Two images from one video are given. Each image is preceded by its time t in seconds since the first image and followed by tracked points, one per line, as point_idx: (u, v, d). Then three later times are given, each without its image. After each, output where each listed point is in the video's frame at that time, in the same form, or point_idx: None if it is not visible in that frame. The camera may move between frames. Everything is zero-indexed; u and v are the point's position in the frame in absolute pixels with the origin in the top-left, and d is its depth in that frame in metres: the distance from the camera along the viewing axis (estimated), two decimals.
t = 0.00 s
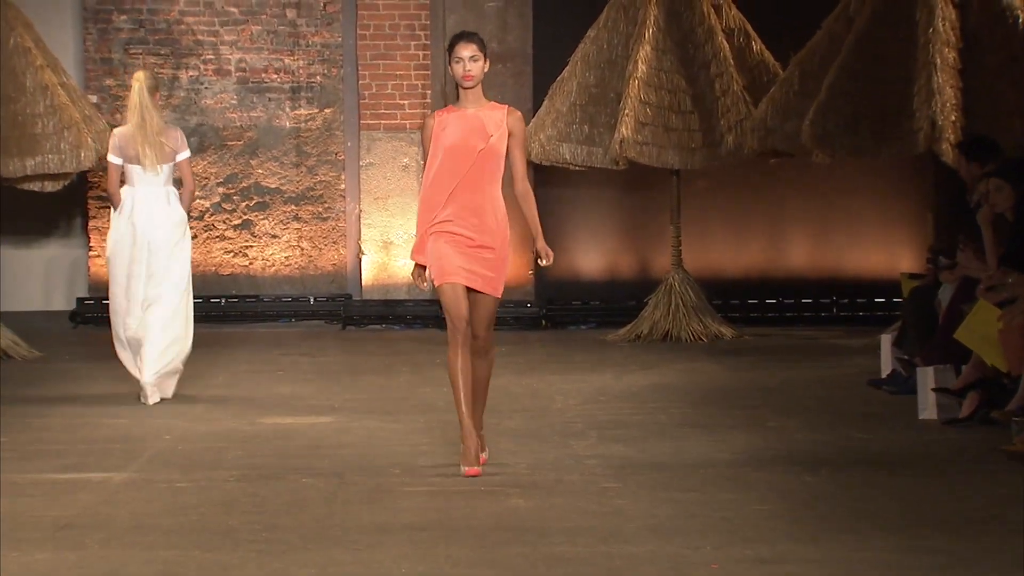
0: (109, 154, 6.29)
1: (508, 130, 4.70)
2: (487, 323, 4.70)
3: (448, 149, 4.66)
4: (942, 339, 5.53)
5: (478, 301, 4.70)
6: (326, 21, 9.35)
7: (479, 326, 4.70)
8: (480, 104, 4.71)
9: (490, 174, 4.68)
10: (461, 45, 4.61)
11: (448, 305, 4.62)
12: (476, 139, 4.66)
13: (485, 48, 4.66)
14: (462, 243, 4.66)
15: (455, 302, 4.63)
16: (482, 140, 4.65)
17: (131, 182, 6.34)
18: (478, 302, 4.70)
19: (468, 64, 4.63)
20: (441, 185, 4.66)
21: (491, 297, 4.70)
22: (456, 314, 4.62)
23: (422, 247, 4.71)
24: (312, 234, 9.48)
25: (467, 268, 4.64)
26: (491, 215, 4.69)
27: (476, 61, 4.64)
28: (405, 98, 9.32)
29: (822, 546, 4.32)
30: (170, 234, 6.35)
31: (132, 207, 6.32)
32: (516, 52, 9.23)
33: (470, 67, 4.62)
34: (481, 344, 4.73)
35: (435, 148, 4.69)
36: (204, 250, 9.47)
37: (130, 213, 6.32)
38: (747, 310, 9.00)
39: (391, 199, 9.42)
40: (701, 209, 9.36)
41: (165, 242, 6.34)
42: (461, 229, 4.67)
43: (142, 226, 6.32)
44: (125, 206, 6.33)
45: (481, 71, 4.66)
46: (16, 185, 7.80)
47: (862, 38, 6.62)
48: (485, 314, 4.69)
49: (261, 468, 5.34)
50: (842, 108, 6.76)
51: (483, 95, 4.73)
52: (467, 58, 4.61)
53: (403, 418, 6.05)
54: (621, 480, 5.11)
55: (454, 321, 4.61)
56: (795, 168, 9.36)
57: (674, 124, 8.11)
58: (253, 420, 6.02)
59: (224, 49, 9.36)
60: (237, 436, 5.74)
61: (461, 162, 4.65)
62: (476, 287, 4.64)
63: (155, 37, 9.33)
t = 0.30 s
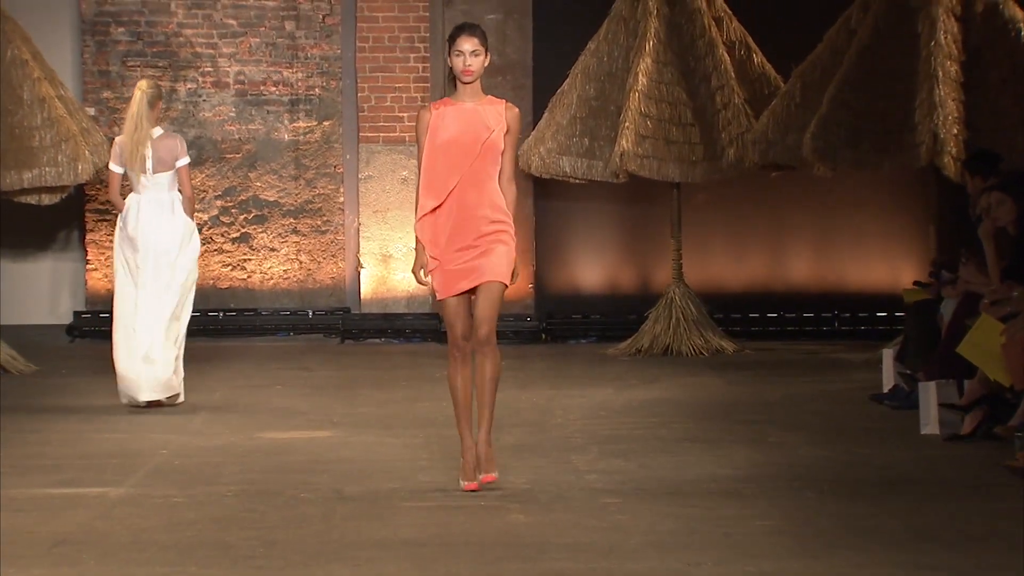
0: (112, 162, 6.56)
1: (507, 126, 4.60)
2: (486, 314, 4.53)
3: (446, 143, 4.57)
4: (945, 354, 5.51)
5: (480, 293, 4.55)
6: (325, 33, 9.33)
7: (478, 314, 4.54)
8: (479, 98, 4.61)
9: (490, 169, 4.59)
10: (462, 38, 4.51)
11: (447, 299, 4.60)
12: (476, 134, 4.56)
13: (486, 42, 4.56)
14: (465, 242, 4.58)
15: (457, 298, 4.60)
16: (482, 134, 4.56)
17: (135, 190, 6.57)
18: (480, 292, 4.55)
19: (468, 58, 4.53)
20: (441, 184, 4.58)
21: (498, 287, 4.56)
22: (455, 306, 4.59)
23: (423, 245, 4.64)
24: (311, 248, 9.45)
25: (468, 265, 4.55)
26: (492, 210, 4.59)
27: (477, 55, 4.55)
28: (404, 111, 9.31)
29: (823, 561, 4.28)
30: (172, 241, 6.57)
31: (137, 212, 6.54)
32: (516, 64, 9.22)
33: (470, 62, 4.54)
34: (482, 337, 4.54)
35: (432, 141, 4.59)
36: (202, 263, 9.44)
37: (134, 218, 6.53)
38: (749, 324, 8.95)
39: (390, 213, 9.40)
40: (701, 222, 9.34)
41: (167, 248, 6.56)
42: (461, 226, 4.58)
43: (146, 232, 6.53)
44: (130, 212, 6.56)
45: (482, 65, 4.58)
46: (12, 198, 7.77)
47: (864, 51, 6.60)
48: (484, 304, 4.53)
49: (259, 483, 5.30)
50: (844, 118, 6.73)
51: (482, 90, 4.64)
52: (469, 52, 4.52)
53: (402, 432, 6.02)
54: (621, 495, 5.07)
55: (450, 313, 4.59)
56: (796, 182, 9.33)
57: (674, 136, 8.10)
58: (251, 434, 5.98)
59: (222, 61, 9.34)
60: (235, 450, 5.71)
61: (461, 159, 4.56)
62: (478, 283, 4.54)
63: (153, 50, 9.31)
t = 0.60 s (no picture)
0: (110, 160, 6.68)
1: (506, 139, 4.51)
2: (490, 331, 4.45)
3: (443, 156, 4.49)
4: (948, 355, 5.47)
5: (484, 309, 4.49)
6: (323, 32, 9.29)
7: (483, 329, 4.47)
8: (478, 107, 4.51)
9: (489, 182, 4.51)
10: (466, 42, 4.43)
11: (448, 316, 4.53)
12: (474, 145, 4.48)
13: (491, 47, 4.48)
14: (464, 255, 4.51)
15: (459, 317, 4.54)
16: (479, 147, 4.47)
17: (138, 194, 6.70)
18: (482, 307, 4.49)
19: (471, 63, 4.44)
20: (439, 196, 4.50)
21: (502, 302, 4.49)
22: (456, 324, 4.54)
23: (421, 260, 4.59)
24: (309, 248, 9.40)
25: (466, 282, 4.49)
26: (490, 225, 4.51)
27: (480, 61, 4.46)
28: (403, 110, 9.29)
29: (826, 564, 4.24)
30: (178, 242, 6.72)
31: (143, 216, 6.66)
32: (515, 62, 9.18)
33: (473, 66, 4.44)
34: (486, 354, 4.47)
35: (429, 152, 4.51)
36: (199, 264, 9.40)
37: (139, 223, 6.66)
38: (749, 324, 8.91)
39: (388, 213, 9.38)
40: (700, 222, 9.30)
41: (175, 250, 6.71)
42: (459, 239, 4.52)
43: (153, 235, 6.67)
44: (136, 216, 6.68)
45: (485, 70, 4.48)
46: (7, 198, 7.75)
47: (865, 50, 6.57)
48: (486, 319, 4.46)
49: (256, 485, 5.26)
50: (846, 117, 6.69)
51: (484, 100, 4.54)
52: (472, 57, 4.43)
53: (401, 434, 5.98)
54: (622, 497, 5.03)
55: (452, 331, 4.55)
56: (797, 182, 9.30)
57: (675, 136, 8.06)
58: (248, 436, 5.94)
59: (219, 60, 9.30)
60: (233, 452, 5.67)
61: (459, 170, 4.48)
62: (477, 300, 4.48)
63: (150, 49, 9.27)
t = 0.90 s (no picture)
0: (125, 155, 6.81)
1: (507, 123, 4.42)
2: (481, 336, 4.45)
3: (439, 145, 4.41)
4: (948, 355, 5.46)
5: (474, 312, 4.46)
6: (322, 31, 9.28)
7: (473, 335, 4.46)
8: (477, 95, 4.42)
9: (488, 170, 4.42)
10: (459, 30, 4.33)
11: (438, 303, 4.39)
12: (471, 134, 4.39)
13: (484, 34, 4.38)
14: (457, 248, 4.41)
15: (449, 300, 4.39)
16: (478, 134, 4.38)
17: (147, 186, 6.85)
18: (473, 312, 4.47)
19: (465, 51, 4.34)
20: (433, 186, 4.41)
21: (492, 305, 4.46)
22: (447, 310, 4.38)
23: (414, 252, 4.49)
24: (308, 248, 9.39)
25: (460, 275, 4.40)
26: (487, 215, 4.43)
27: (474, 48, 4.35)
28: (403, 110, 9.27)
29: (828, 565, 4.22)
30: (185, 232, 6.86)
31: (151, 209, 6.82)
32: (515, 62, 9.17)
33: (467, 55, 4.35)
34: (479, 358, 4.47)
35: (426, 141, 4.42)
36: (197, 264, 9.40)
37: (148, 214, 6.82)
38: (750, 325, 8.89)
39: (387, 212, 9.36)
40: (700, 221, 9.29)
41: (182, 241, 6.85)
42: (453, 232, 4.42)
43: (162, 228, 6.82)
44: (143, 209, 6.84)
45: (480, 58, 4.38)
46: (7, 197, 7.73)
47: (866, 50, 6.55)
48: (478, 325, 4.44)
49: (255, 485, 5.25)
50: (847, 116, 6.67)
51: (482, 86, 4.45)
52: (465, 45, 4.33)
53: (401, 435, 5.97)
54: (622, 498, 5.02)
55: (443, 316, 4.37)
56: (797, 182, 9.29)
57: (675, 136, 8.04)
58: (247, 436, 5.93)
59: (218, 60, 9.29)
60: (232, 452, 5.66)
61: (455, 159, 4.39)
62: (471, 294, 4.40)
63: (149, 48, 9.26)
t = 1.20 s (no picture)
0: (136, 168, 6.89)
1: (503, 125, 4.39)
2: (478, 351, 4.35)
3: (435, 148, 4.35)
4: (947, 356, 5.46)
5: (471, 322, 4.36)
6: (321, 33, 9.28)
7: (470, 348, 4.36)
8: (472, 96, 4.39)
9: (484, 174, 4.37)
10: (452, 29, 4.28)
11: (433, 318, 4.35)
12: (467, 135, 4.34)
13: (479, 32, 4.33)
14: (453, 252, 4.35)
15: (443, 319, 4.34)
16: (475, 136, 4.34)
17: (156, 195, 6.95)
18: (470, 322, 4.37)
19: (459, 50, 4.31)
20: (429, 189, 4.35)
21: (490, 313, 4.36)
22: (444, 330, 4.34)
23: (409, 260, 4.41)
24: (306, 249, 9.41)
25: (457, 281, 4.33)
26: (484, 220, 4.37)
27: (468, 47, 4.31)
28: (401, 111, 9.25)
29: (826, 567, 4.22)
30: (191, 241, 6.97)
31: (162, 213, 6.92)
32: (513, 63, 9.15)
33: (460, 54, 4.31)
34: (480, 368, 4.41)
35: (421, 144, 4.37)
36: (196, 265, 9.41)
37: (155, 222, 6.93)
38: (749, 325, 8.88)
39: (387, 214, 9.33)
40: (699, 222, 9.28)
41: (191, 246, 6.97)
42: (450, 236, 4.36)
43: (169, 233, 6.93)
44: (151, 217, 6.94)
45: (474, 57, 4.35)
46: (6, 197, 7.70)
47: (865, 51, 6.55)
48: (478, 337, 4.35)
49: (254, 487, 5.25)
50: (845, 117, 6.67)
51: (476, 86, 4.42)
52: (458, 43, 4.29)
53: (400, 436, 5.97)
54: (621, 499, 5.02)
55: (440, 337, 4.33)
56: (797, 184, 9.28)
57: (673, 137, 8.05)
58: (246, 437, 5.93)
59: (217, 61, 9.29)
60: (231, 453, 5.66)
61: (451, 161, 4.34)
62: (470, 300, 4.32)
63: (147, 50, 9.26)
